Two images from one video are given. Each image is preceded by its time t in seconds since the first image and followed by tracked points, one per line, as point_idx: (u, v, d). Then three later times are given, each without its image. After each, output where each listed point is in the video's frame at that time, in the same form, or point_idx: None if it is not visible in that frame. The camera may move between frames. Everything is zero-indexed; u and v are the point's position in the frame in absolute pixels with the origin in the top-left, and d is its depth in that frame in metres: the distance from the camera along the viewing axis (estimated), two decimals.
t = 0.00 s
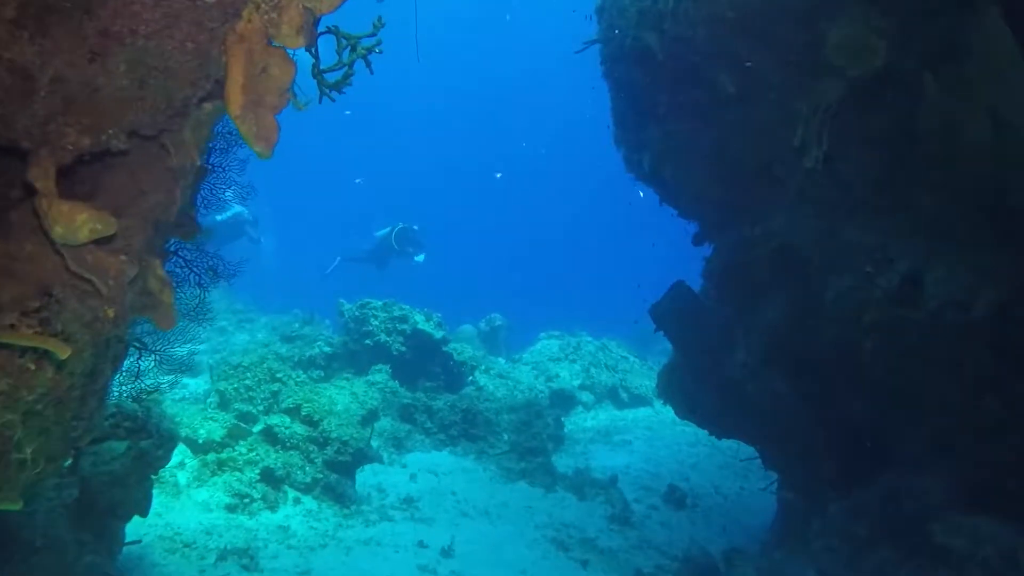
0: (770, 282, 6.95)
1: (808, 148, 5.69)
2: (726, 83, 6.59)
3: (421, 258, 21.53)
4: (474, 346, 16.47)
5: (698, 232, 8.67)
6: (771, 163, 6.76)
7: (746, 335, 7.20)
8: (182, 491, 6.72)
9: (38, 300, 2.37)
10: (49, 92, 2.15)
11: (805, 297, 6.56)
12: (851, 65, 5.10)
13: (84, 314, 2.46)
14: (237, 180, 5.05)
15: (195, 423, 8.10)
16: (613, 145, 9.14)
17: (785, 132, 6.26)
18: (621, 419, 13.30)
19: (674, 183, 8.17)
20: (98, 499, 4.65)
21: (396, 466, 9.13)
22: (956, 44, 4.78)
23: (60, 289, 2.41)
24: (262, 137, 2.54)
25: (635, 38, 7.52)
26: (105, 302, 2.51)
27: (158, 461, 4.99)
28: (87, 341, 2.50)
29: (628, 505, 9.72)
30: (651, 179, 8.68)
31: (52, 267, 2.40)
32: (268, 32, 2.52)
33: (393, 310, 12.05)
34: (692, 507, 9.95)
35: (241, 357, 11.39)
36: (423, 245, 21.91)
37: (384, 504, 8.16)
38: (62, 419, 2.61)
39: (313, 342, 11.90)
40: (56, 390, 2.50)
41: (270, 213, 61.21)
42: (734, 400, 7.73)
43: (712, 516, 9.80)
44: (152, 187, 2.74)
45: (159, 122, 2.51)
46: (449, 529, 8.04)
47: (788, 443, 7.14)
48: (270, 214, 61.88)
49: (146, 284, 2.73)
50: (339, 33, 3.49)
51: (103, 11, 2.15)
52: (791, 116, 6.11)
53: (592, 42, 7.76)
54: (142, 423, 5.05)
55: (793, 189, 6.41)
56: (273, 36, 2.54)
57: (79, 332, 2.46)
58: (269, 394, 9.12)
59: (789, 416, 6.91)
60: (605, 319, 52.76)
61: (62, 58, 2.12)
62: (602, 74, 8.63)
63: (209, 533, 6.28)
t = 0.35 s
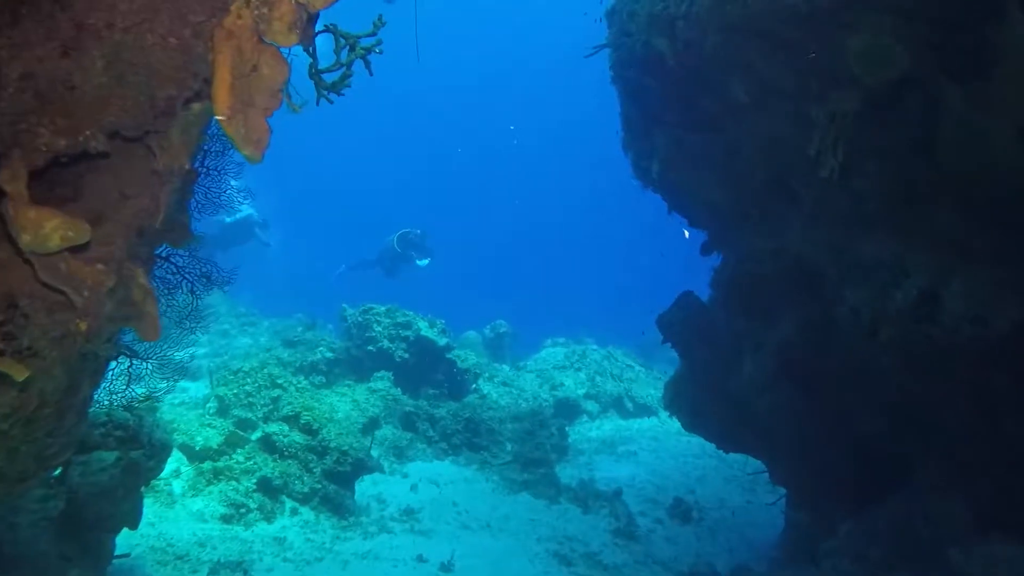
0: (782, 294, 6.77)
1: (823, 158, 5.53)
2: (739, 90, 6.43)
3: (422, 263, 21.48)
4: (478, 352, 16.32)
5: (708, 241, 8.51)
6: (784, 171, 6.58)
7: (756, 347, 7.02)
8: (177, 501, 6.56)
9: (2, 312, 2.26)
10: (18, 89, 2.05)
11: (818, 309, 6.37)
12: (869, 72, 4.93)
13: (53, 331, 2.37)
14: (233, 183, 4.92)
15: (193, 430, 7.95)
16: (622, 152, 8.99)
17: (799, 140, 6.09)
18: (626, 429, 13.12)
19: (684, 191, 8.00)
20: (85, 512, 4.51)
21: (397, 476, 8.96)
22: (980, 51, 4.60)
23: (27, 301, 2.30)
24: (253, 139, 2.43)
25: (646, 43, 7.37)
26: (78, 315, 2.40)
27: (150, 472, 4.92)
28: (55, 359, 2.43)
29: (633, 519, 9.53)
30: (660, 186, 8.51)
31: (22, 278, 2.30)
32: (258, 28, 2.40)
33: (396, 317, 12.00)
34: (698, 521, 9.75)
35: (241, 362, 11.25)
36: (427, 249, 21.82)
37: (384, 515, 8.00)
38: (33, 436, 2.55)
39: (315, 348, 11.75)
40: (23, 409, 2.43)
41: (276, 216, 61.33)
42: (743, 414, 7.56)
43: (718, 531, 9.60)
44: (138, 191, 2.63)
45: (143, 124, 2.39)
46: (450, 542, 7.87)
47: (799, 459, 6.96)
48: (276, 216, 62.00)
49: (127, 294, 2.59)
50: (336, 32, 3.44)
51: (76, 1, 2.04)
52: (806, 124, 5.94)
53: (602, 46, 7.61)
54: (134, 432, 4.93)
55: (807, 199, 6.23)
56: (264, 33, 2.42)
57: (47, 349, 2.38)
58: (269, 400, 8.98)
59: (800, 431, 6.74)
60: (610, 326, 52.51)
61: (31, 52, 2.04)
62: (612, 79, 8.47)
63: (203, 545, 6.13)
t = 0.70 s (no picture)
0: (791, 305, 6.61)
1: (833, 167, 5.40)
2: (748, 96, 6.31)
3: (425, 268, 21.40)
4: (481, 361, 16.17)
5: (715, 250, 8.38)
6: (793, 180, 6.44)
7: (764, 360, 6.86)
8: (170, 512, 6.41)
9: None
10: None
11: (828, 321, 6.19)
12: (882, 78, 4.81)
13: (20, 343, 2.26)
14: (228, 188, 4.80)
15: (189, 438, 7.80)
16: (628, 159, 8.87)
17: (809, 148, 5.96)
18: (629, 439, 12.94)
19: (691, 199, 7.87)
20: (70, 525, 4.39)
21: (396, 487, 8.80)
22: (996, 57, 4.47)
23: None
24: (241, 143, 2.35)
25: (655, 48, 7.26)
26: (48, 328, 2.31)
27: (139, 485, 4.76)
28: (22, 374, 2.32)
29: (636, 533, 9.35)
30: (667, 194, 8.38)
31: None
32: (247, 25, 2.36)
33: (397, 324, 11.86)
34: (702, 536, 9.57)
35: (241, 369, 11.12)
36: (430, 255, 21.74)
37: (382, 527, 7.85)
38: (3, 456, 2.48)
39: (315, 355, 11.61)
40: None
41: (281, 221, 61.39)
42: (750, 427, 7.40)
43: (723, 546, 9.42)
44: (121, 196, 2.47)
45: (123, 124, 2.32)
46: (449, 556, 7.70)
47: (806, 475, 6.79)
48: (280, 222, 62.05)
49: (107, 304, 2.49)
50: (333, 31, 3.48)
51: None
52: (816, 132, 5.81)
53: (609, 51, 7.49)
54: (124, 444, 4.83)
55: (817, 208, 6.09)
56: (253, 30, 2.39)
57: (14, 364, 2.29)
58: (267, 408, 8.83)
59: (809, 446, 6.57)
60: (614, 334, 52.27)
61: None
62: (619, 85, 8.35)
63: (195, 558, 5.99)
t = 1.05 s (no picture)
0: (801, 310, 6.46)
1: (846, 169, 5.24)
2: (757, 95, 6.18)
3: (432, 268, 21.31)
4: (484, 363, 16.04)
5: (722, 253, 8.25)
6: (803, 181, 6.30)
7: (772, 365, 6.72)
8: (166, 518, 6.30)
9: None
10: None
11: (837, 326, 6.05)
12: (896, 76, 4.68)
13: None
14: (224, 187, 4.69)
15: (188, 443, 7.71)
16: (634, 160, 8.76)
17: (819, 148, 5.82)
18: (633, 443, 12.81)
19: (699, 200, 7.74)
20: (57, 533, 4.21)
21: (397, 491, 8.68)
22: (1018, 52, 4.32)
23: None
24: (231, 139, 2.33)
25: (662, 46, 7.14)
26: (19, 335, 2.23)
27: (131, 491, 4.63)
28: None
29: (640, 539, 9.20)
30: (673, 195, 8.25)
31: None
32: (233, 13, 2.29)
33: (399, 327, 11.75)
34: (707, 542, 9.41)
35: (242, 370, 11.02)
36: (436, 256, 21.62)
37: (382, 533, 7.73)
38: None
39: (316, 357, 11.52)
40: None
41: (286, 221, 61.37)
42: (758, 434, 7.25)
43: (728, 553, 9.25)
44: (104, 195, 2.39)
45: (104, 120, 2.22)
46: (451, 563, 7.57)
47: (815, 483, 6.64)
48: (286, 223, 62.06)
49: (89, 307, 2.45)
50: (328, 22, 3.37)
51: None
52: (827, 131, 5.68)
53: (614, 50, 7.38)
54: (116, 449, 4.66)
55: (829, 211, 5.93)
56: (240, 18, 2.31)
57: None
58: (268, 411, 8.77)
59: (818, 454, 6.42)
60: (618, 336, 52.10)
61: None
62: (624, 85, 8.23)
63: (191, 565, 5.85)
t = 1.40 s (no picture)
0: (808, 317, 6.33)
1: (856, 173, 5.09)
2: (765, 97, 6.06)
3: (442, 266, 21.03)
4: (484, 365, 15.92)
5: (728, 257, 8.12)
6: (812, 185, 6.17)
7: (777, 372, 6.59)
8: (158, 518, 6.17)
9: None
10: None
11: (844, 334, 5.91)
12: (910, 77, 4.55)
13: None
14: (218, 181, 4.57)
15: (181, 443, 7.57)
16: (640, 162, 8.64)
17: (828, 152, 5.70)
18: (634, 448, 12.67)
19: (705, 203, 7.61)
20: (42, 536, 4.09)
21: (394, 494, 8.56)
22: None
23: None
24: (221, 128, 2.32)
25: (671, 45, 7.02)
26: None
27: (120, 492, 4.53)
28: None
29: (640, 546, 9.06)
30: (678, 198, 8.13)
31: None
32: None
33: (399, 327, 11.58)
34: (707, 551, 9.27)
35: (239, 369, 10.90)
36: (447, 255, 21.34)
37: (378, 536, 7.61)
38: None
39: (315, 356, 11.41)
40: None
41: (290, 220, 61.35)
42: (760, 443, 7.11)
43: (729, 563, 9.10)
44: (86, 184, 2.28)
45: (83, 106, 2.12)
46: (447, 568, 7.44)
47: (820, 493, 6.51)
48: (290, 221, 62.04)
49: (66, 304, 2.31)
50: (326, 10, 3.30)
51: None
52: (838, 134, 5.55)
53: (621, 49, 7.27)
54: (105, 449, 4.57)
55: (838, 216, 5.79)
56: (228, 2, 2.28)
57: None
58: (264, 410, 8.67)
59: (824, 467, 6.28)
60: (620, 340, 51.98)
61: None
62: (631, 85, 8.10)
63: (181, 567, 5.73)
